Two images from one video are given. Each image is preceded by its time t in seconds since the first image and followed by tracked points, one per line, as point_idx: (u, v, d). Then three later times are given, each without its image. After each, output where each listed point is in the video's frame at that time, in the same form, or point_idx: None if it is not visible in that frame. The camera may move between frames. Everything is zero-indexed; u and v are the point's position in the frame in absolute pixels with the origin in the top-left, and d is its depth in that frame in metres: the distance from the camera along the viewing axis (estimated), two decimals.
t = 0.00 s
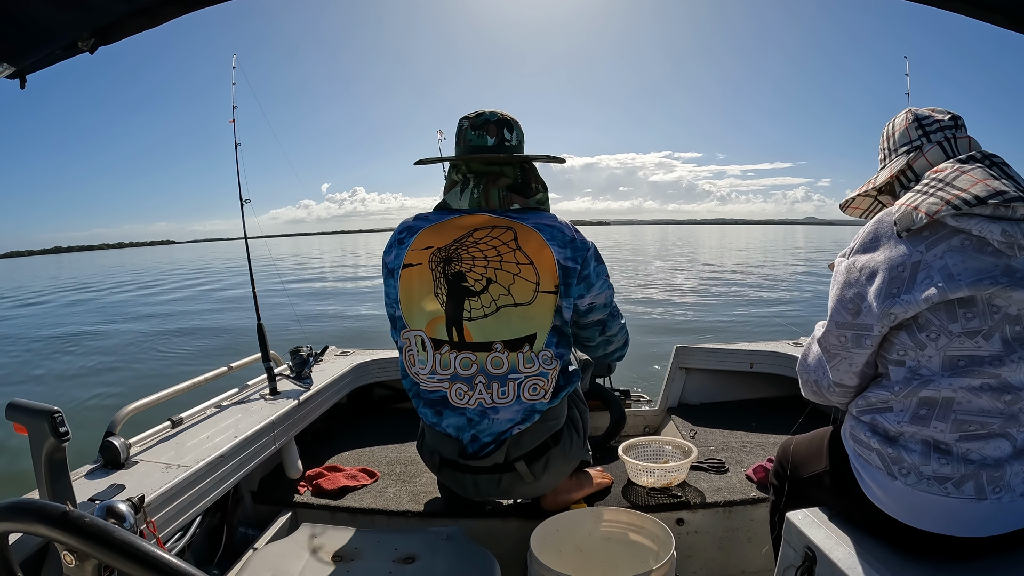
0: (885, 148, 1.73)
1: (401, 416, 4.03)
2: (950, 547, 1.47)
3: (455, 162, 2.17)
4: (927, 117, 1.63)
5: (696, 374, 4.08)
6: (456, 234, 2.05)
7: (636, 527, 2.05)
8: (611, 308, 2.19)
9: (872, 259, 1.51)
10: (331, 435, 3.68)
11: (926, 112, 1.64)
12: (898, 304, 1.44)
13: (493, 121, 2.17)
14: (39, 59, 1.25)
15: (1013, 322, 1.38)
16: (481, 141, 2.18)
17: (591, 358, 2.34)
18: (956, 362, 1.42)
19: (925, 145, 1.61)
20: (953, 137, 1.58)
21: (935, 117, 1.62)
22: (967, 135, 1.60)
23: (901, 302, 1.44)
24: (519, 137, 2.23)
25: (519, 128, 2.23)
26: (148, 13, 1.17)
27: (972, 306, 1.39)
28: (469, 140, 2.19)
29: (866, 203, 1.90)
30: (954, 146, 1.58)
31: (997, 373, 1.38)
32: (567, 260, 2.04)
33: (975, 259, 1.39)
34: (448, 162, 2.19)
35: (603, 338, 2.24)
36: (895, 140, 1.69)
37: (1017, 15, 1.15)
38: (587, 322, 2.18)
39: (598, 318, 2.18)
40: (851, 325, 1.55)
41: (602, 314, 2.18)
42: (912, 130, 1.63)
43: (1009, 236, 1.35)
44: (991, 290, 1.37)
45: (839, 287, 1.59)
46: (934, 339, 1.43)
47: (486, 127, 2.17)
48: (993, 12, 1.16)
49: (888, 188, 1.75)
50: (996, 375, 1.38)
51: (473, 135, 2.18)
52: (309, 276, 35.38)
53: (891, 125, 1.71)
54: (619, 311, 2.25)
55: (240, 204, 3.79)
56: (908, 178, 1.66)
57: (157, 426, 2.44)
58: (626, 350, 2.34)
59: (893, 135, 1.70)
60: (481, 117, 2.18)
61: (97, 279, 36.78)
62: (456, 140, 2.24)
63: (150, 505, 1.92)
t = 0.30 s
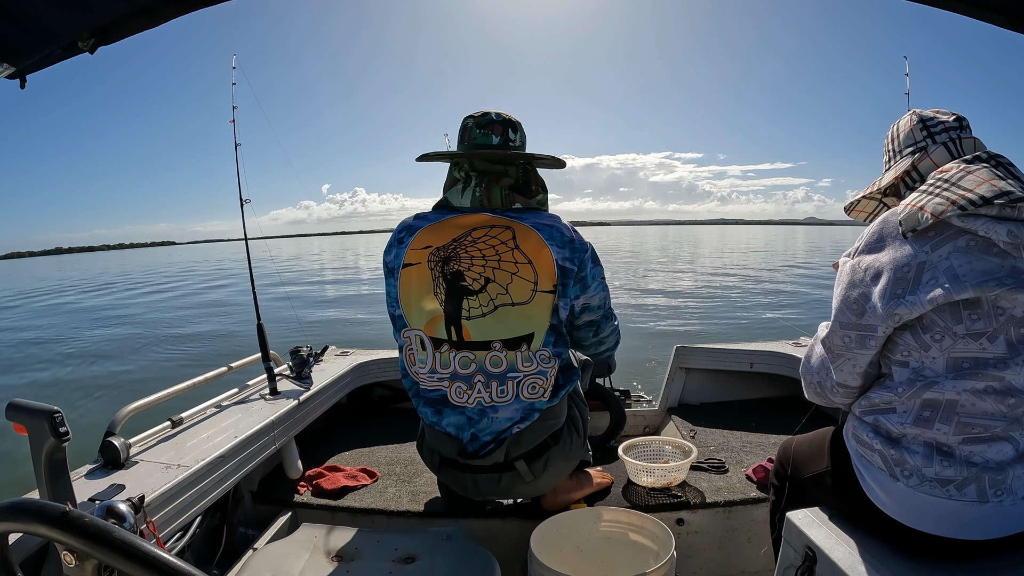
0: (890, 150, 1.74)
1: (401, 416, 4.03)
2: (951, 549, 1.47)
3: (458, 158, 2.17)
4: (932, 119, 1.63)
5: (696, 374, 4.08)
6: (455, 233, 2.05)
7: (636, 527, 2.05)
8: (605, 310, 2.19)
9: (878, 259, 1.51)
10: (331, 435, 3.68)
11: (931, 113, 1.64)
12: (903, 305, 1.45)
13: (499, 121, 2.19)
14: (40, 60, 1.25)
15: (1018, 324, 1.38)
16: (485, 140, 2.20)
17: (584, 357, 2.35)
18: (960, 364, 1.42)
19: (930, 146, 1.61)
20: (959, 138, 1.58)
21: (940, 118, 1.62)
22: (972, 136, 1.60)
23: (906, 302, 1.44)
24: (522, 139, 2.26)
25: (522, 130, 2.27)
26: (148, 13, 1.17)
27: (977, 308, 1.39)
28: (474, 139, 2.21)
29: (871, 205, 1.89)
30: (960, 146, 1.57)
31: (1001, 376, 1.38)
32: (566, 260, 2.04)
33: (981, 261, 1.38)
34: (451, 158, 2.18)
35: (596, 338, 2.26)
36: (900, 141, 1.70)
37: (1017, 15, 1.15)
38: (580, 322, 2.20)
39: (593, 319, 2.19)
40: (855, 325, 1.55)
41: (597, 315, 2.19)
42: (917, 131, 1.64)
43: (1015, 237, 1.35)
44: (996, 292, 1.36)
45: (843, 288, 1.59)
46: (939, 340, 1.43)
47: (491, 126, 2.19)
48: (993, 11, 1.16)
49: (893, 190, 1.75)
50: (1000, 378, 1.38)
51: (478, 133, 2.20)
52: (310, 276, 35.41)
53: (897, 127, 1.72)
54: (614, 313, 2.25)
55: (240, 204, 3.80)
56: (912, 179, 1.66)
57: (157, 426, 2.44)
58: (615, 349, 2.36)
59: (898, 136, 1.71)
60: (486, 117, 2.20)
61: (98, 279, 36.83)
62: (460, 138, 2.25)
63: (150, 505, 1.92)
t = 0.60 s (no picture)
0: (890, 151, 1.74)
1: (401, 416, 4.03)
2: (952, 547, 1.47)
3: (461, 159, 2.17)
4: (931, 120, 1.63)
5: (696, 374, 4.08)
6: (456, 233, 2.05)
7: (636, 527, 2.05)
8: (610, 308, 2.20)
9: (877, 259, 1.52)
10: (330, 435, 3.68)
11: (930, 114, 1.65)
12: (902, 304, 1.45)
13: (502, 122, 2.19)
14: (40, 60, 1.25)
15: (1018, 323, 1.38)
16: (489, 140, 2.20)
17: (587, 356, 2.36)
18: (959, 362, 1.42)
19: (929, 147, 1.61)
20: (958, 139, 1.57)
21: (939, 119, 1.63)
22: (971, 137, 1.60)
23: (906, 302, 1.44)
24: (525, 140, 2.27)
25: (524, 131, 2.27)
26: (148, 13, 1.16)
27: (976, 307, 1.39)
28: (477, 139, 2.21)
29: (871, 206, 1.89)
30: (959, 147, 1.57)
31: (1001, 374, 1.38)
32: (567, 260, 2.05)
33: (980, 260, 1.39)
34: (455, 158, 2.18)
35: (602, 338, 2.27)
36: (900, 142, 1.71)
37: (1017, 15, 1.15)
38: (584, 321, 2.21)
39: (596, 317, 2.19)
40: (855, 325, 1.55)
41: (601, 314, 2.20)
42: (916, 132, 1.65)
43: (1014, 237, 1.34)
44: (996, 291, 1.36)
45: (843, 288, 1.59)
46: (938, 339, 1.43)
47: (494, 126, 2.19)
48: (993, 11, 1.16)
49: (893, 191, 1.75)
50: (1000, 376, 1.38)
51: (481, 133, 2.20)
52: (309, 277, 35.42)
53: (897, 128, 1.72)
54: (619, 310, 2.26)
55: (240, 204, 3.79)
56: (912, 180, 1.66)
57: (157, 426, 2.44)
58: (622, 350, 2.36)
59: (898, 138, 1.71)
60: (489, 118, 2.20)
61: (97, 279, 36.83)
62: (462, 139, 2.24)
63: (150, 505, 1.92)
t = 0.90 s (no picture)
0: (886, 153, 1.74)
1: (401, 416, 4.03)
2: (952, 545, 1.47)
3: (463, 159, 2.16)
4: (927, 122, 1.63)
5: (696, 374, 4.08)
6: (457, 233, 2.05)
7: (636, 527, 2.05)
8: (609, 310, 2.18)
9: (874, 259, 1.51)
10: (330, 435, 3.68)
11: (926, 116, 1.64)
12: (898, 304, 1.44)
13: (505, 122, 2.19)
14: (40, 60, 1.25)
15: (1013, 320, 1.38)
16: (491, 140, 2.19)
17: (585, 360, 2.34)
18: (956, 360, 1.42)
19: (925, 149, 1.61)
20: (953, 141, 1.58)
21: (935, 121, 1.62)
22: (967, 138, 1.60)
23: (902, 301, 1.44)
24: (526, 140, 2.26)
25: (526, 132, 2.27)
26: (147, 13, 1.16)
27: (972, 305, 1.39)
28: (480, 139, 2.19)
29: (868, 208, 1.90)
30: (955, 149, 1.58)
31: (997, 372, 1.38)
32: (567, 261, 2.04)
33: (976, 259, 1.39)
34: (456, 157, 2.17)
35: (602, 342, 2.25)
36: (896, 144, 1.70)
37: (1017, 15, 1.15)
38: (583, 324, 2.18)
39: (596, 319, 2.18)
40: (851, 324, 1.56)
41: (601, 315, 2.17)
42: (913, 134, 1.64)
43: (1009, 236, 1.35)
44: (991, 290, 1.36)
45: (841, 288, 1.59)
46: (935, 338, 1.43)
47: (497, 126, 2.18)
48: (993, 12, 1.16)
49: (889, 192, 1.76)
50: (997, 374, 1.38)
51: (484, 133, 2.19)
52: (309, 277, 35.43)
53: (893, 130, 1.72)
54: (618, 315, 2.25)
55: (240, 203, 3.79)
56: (908, 181, 1.67)
57: (157, 426, 2.44)
58: (625, 356, 2.36)
59: (894, 139, 1.71)
60: (492, 117, 2.19)
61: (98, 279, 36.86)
62: (464, 137, 2.24)
63: (150, 505, 1.92)
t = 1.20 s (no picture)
0: (883, 153, 1.74)
1: (401, 416, 4.03)
2: (951, 544, 1.47)
3: (469, 158, 2.14)
4: (925, 122, 1.63)
5: (696, 374, 4.08)
6: (462, 233, 2.05)
7: (636, 527, 2.05)
8: (616, 311, 2.16)
9: (870, 261, 1.51)
10: (330, 435, 3.68)
11: (924, 116, 1.64)
12: (894, 304, 1.45)
13: (512, 121, 2.19)
14: (40, 60, 1.25)
15: (1009, 318, 1.38)
16: (498, 140, 2.19)
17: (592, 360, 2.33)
18: (953, 359, 1.42)
19: (922, 149, 1.61)
20: (950, 141, 1.59)
21: (933, 121, 1.62)
22: (964, 139, 1.60)
23: (898, 301, 1.44)
24: (533, 140, 2.26)
25: (534, 132, 2.26)
26: (147, 13, 1.16)
27: (968, 304, 1.39)
28: (486, 138, 2.19)
29: (866, 207, 1.90)
30: (951, 150, 1.58)
31: (994, 370, 1.38)
32: (572, 263, 2.04)
33: (971, 259, 1.39)
34: (462, 157, 2.16)
35: (611, 345, 2.22)
36: (893, 144, 1.69)
37: (1017, 16, 1.15)
38: (592, 326, 2.16)
39: (602, 321, 2.15)
40: (846, 324, 1.56)
41: (607, 317, 2.15)
42: (910, 134, 1.64)
43: (1004, 235, 1.34)
44: (986, 289, 1.36)
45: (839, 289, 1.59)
46: (931, 337, 1.43)
47: (504, 126, 2.18)
48: (993, 12, 1.16)
49: (887, 193, 1.75)
50: (994, 372, 1.38)
51: (490, 132, 2.18)
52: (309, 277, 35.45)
53: (890, 130, 1.72)
54: (626, 314, 2.22)
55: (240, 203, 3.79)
56: (905, 182, 1.67)
57: (157, 426, 2.44)
58: (632, 358, 2.34)
59: (892, 139, 1.70)
60: (498, 117, 2.18)
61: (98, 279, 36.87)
62: (471, 136, 2.23)
63: (150, 505, 1.92)
